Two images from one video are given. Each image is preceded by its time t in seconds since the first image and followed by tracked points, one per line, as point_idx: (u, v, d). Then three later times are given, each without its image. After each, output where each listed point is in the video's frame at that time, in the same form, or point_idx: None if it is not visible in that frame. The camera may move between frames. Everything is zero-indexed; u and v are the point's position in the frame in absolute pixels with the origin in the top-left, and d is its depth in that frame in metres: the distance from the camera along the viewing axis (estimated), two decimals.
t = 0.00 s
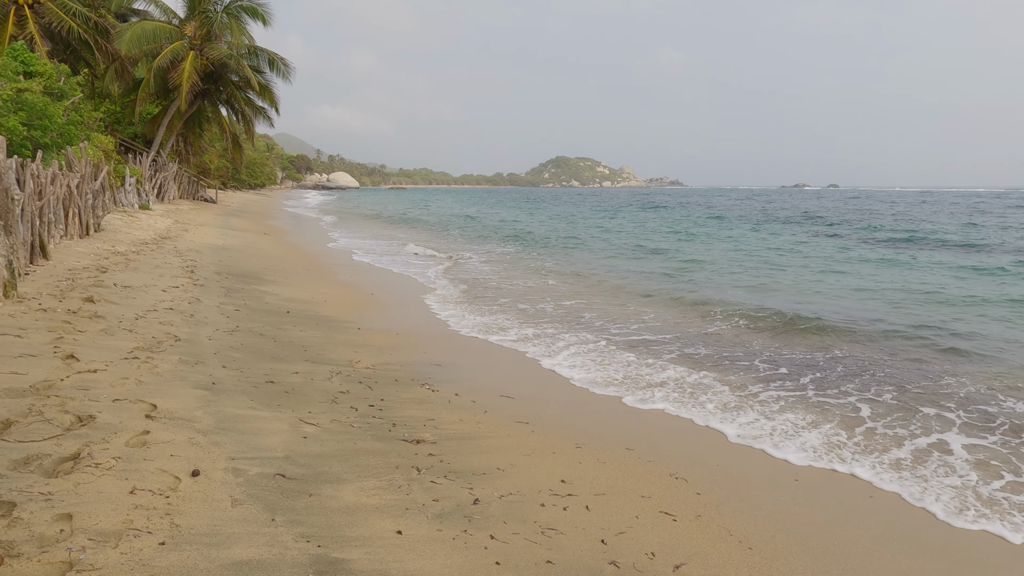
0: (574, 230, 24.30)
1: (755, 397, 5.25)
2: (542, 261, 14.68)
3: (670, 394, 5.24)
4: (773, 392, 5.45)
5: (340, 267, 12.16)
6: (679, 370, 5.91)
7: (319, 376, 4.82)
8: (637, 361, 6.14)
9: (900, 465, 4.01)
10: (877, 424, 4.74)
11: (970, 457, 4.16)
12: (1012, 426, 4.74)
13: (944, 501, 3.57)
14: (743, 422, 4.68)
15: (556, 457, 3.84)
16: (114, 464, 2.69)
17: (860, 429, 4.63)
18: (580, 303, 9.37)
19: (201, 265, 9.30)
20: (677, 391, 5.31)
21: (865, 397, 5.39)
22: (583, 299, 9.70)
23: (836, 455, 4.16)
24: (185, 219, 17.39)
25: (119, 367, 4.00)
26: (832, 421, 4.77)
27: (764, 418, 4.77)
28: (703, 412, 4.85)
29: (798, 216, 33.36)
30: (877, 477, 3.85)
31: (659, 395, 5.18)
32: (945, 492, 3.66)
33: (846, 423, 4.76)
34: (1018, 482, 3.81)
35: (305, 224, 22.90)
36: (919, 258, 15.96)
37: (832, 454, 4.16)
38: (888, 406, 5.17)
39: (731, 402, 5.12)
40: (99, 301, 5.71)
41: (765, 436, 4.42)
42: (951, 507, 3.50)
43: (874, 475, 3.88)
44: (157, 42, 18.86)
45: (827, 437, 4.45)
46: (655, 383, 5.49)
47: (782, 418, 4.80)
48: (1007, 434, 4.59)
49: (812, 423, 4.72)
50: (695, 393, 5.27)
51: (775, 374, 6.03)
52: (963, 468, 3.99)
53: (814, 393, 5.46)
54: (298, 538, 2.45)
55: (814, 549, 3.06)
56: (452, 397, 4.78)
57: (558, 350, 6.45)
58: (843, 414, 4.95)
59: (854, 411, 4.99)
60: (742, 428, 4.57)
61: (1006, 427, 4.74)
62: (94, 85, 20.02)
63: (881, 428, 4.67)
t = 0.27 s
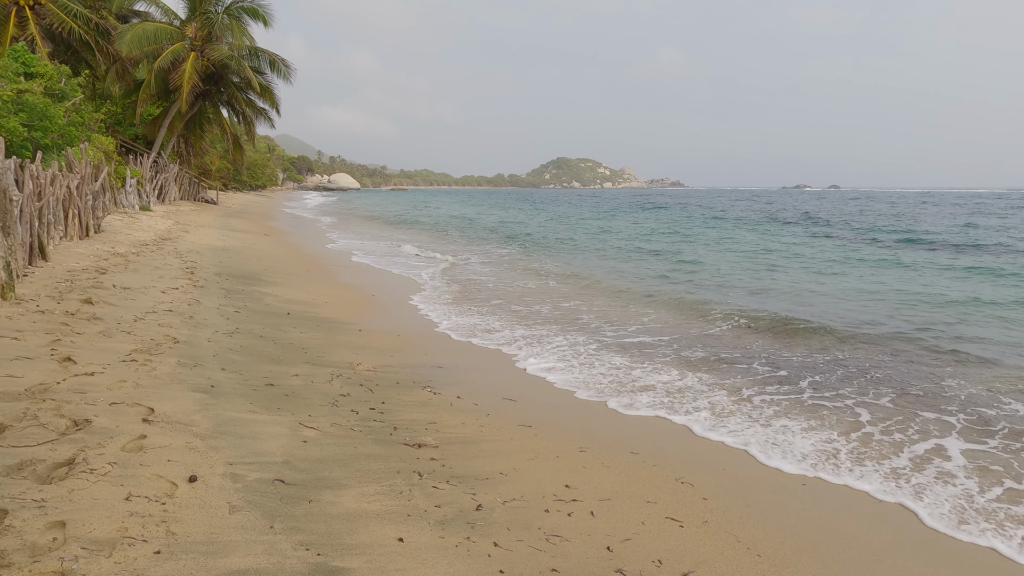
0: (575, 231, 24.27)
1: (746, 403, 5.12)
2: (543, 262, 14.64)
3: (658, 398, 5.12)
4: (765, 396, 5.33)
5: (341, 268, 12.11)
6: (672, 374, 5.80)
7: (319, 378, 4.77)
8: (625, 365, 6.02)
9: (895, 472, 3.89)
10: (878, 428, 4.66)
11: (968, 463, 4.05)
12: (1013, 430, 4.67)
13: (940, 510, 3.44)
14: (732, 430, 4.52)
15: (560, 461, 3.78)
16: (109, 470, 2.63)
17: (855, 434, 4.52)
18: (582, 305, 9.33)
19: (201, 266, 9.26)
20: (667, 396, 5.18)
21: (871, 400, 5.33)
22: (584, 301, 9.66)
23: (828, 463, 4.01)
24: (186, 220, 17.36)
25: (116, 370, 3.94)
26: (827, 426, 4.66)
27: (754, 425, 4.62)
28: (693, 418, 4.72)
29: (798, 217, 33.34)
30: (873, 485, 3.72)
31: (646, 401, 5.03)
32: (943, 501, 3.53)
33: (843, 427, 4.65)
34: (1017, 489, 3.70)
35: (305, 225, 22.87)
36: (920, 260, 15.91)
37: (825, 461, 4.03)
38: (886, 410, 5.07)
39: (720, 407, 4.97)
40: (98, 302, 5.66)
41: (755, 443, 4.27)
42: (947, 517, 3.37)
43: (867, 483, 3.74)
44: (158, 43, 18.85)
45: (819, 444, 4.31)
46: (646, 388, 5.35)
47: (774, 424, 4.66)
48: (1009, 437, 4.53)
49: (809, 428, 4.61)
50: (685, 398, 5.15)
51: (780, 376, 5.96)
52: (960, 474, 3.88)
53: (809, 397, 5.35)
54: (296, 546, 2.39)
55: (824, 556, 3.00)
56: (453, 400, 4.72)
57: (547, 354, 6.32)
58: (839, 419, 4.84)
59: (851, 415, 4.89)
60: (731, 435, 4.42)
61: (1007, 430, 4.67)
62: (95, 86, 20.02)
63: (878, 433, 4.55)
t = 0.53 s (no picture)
0: (575, 232, 24.22)
1: (736, 408, 4.97)
2: (544, 264, 14.58)
3: (642, 404, 4.95)
4: (757, 401, 5.18)
5: (341, 269, 12.04)
6: (664, 378, 5.67)
7: (317, 381, 4.69)
8: (613, 369, 5.86)
9: (891, 481, 3.75)
10: (878, 432, 4.55)
11: (968, 470, 3.93)
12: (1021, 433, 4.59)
13: (939, 521, 3.30)
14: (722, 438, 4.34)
15: (563, 466, 3.70)
16: (100, 477, 2.56)
17: (852, 440, 4.38)
18: (583, 307, 9.26)
19: (200, 267, 9.20)
20: (657, 401, 5.02)
21: (876, 404, 5.25)
22: (586, 303, 9.59)
23: (821, 472, 3.85)
24: (186, 221, 17.33)
25: (111, 373, 3.87)
26: (823, 432, 4.53)
27: (744, 433, 4.45)
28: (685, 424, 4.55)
29: (799, 218, 33.31)
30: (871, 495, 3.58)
31: (634, 407, 4.87)
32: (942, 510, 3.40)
33: (840, 433, 4.51)
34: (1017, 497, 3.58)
35: (305, 226, 22.79)
36: (923, 261, 15.83)
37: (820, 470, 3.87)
38: (885, 415, 4.96)
39: (708, 414, 4.80)
40: (94, 304, 5.59)
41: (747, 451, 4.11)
42: (945, 529, 3.23)
43: (863, 494, 3.58)
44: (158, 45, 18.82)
45: (813, 451, 4.15)
46: (636, 393, 5.20)
47: (766, 431, 4.50)
48: (1011, 441, 4.45)
49: (806, 433, 4.48)
50: (677, 403, 4.99)
51: (784, 380, 5.88)
52: (959, 482, 3.76)
53: (803, 402, 5.22)
54: (292, 555, 2.32)
55: (834, 563, 2.92)
56: (454, 403, 4.65)
57: (535, 357, 6.16)
58: (836, 424, 4.70)
59: (849, 420, 4.76)
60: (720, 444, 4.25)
61: (1010, 433, 4.59)
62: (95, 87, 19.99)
63: (875, 439, 4.42)
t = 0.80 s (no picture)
0: (576, 234, 24.17)
1: (728, 413, 4.81)
2: (545, 265, 14.52)
3: (628, 412, 4.75)
4: (750, 405, 5.05)
5: (340, 270, 11.97)
6: (653, 382, 5.51)
7: (315, 384, 4.61)
8: (597, 373, 5.70)
9: (888, 493, 3.57)
10: (879, 438, 4.42)
11: (968, 477, 3.80)
12: None
13: (940, 533, 3.17)
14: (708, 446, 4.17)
15: (565, 472, 3.62)
16: (88, 485, 2.48)
17: (849, 447, 4.23)
18: (584, 309, 9.19)
19: (198, 269, 9.14)
20: (651, 406, 4.90)
21: (881, 408, 5.17)
22: (587, 305, 9.52)
23: (815, 480, 3.71)
24: (186, 222, 17.28)
25: (104, 376, 3.79)
26: (821, 438, 4.39)
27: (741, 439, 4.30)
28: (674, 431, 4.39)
29: (799, 220, 33.27)
30: (876, 502, 3.46)
31: (624, 413, 4.71)
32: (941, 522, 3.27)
33: (843, 438, 4.40)
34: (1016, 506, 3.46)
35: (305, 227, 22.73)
36: (925, 263, 15.75)
37: (824, 476, 3.77)
38: (883, 419, 4.86)
39: (700, 420, 4.64)
40: (89, 305, 5.52)
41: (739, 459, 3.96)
42: (946, 541, 3.10)
43: (862, 508, 3.40)
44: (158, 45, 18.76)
45: (809, 461, 3.98)
46: (624, 398, 5.05)
47: (760, 437, 4.35)
48: (1011, 446, 4.36)
49: (804, 439, 4.35)
50: (673, 408, 4.86)
51: (786, 384, 5.80)
52: (958, 490, 3.64)
53: (798, 407, 5.08)
54: (285, 568, 2.23)
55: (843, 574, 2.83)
56: (454, 407, 4.56)
57: (518, 362, 5.97)
58: (835, 431, 4.55)
59: (847, 426, 4.63)
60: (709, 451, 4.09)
61: (1010, 438, 4.50)
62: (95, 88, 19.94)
63: (873, 447, 4.28)
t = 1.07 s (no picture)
0: (576, 235, 24.14)
1: (720, 420, 4.70)
2: (545, 267, 14.47)
3: (617, 418, 4.62)
4: (743, 410, 4.95)
5: (340, 272, 11.93)
6: (642, 387, 5.39)
7: (312, 388, 4.54)
8: (581, 378, 5.57)
9: (885, 505, 3.43)
10: (877, 445, 4.32)
11: (965, 484, 3.71)
12: None
13: (936, 542, 3.08)
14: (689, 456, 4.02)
15: (567, 477, 3.55)
16: (77, 494, 2.41)
17: (847, 455, 4.11)
18: (584, 311, 9.14)
19: (196, 270, 9.08)
20: (646, 409, 4.82)
21: (884, 412, 5.10)
22: (587, 307, 9.47)
23: (809, 490, 3.60)
24: (185, 223, 17.24)
25: (98, 380, 3.72)
26: (817, 445, 4.28)
27: (736, 447, 4.19)
28: (664, 439, 4.25)
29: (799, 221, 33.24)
30: (882, 510, 3.38)
31: (623, 418, 4.62)
32: (938, 529, 3.18)
33: (843, 444, 4.32)
34: (1014, 514, 3.35)
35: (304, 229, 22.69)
36: (925, 264, 15.71)
37: (831, 484, 3.67)
38: (879, 423, 4.80)
39: (691, 427, 4.51)
40: (85, 308, 5.45)
41: (729, 469, 3.83)
42: (945, 551, 3.00)
43: (858, 521, 3.26)
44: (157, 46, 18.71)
45: (804, 471, 3.85)
46: (612, 403, 4.95)
47: (754, 445, 4.23)
48: (1010, 450, 4.30)
49: (800, 447, 4.24)
50: (673, 412, 4.78)
51: (788, 387, 5.73)
52: (956, 497, 3.54)
53: (791, 412, 5.00)
54: None
55: None
56: (454, 411, 4.49)
57: (498, 366, 5.83)
58: (832, 437, 4.45)
59: (844, 432, 4.52)
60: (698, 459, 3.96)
61: (1010, 444, 4.43)
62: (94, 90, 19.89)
63: (871, 454, 4.16)
